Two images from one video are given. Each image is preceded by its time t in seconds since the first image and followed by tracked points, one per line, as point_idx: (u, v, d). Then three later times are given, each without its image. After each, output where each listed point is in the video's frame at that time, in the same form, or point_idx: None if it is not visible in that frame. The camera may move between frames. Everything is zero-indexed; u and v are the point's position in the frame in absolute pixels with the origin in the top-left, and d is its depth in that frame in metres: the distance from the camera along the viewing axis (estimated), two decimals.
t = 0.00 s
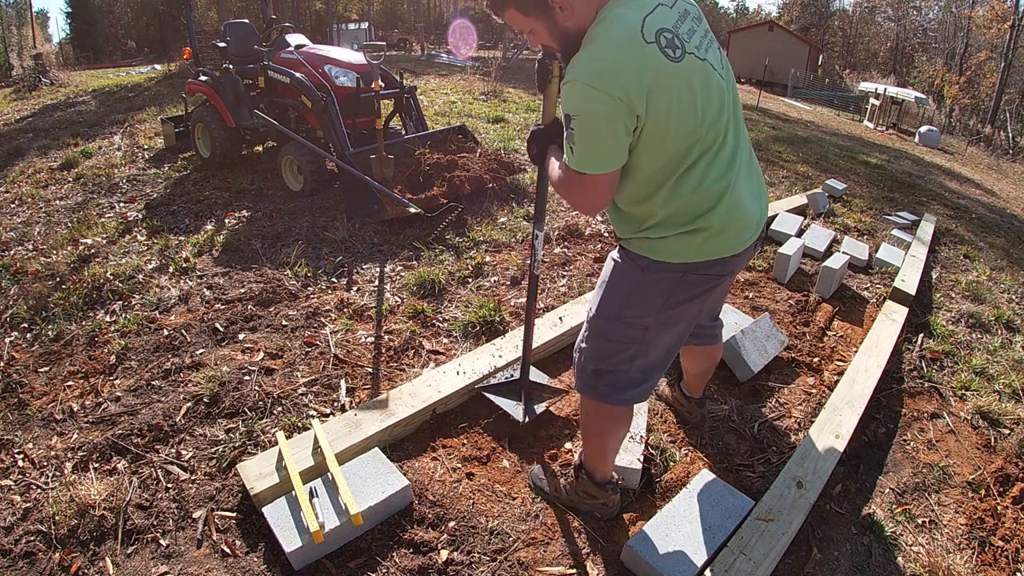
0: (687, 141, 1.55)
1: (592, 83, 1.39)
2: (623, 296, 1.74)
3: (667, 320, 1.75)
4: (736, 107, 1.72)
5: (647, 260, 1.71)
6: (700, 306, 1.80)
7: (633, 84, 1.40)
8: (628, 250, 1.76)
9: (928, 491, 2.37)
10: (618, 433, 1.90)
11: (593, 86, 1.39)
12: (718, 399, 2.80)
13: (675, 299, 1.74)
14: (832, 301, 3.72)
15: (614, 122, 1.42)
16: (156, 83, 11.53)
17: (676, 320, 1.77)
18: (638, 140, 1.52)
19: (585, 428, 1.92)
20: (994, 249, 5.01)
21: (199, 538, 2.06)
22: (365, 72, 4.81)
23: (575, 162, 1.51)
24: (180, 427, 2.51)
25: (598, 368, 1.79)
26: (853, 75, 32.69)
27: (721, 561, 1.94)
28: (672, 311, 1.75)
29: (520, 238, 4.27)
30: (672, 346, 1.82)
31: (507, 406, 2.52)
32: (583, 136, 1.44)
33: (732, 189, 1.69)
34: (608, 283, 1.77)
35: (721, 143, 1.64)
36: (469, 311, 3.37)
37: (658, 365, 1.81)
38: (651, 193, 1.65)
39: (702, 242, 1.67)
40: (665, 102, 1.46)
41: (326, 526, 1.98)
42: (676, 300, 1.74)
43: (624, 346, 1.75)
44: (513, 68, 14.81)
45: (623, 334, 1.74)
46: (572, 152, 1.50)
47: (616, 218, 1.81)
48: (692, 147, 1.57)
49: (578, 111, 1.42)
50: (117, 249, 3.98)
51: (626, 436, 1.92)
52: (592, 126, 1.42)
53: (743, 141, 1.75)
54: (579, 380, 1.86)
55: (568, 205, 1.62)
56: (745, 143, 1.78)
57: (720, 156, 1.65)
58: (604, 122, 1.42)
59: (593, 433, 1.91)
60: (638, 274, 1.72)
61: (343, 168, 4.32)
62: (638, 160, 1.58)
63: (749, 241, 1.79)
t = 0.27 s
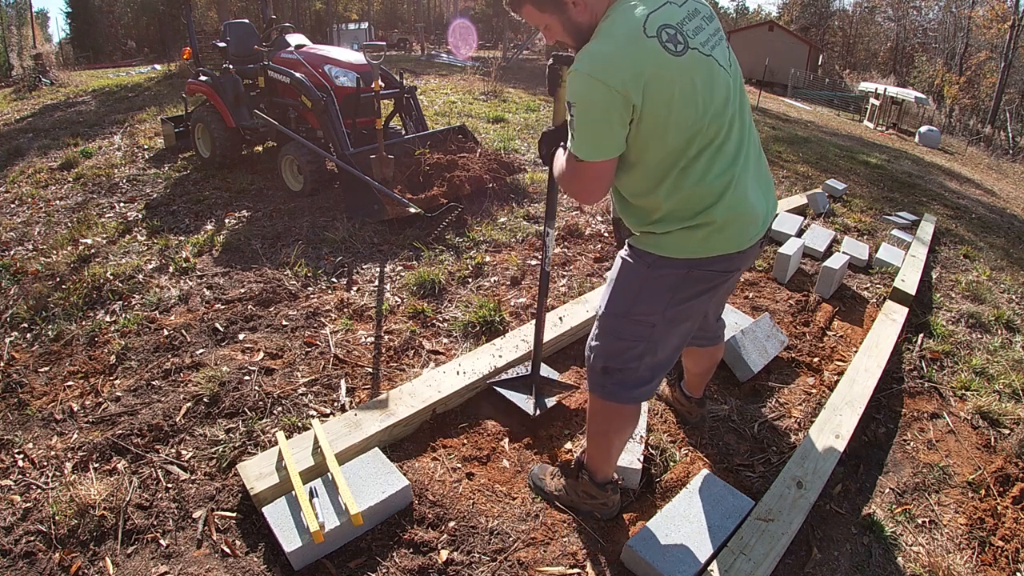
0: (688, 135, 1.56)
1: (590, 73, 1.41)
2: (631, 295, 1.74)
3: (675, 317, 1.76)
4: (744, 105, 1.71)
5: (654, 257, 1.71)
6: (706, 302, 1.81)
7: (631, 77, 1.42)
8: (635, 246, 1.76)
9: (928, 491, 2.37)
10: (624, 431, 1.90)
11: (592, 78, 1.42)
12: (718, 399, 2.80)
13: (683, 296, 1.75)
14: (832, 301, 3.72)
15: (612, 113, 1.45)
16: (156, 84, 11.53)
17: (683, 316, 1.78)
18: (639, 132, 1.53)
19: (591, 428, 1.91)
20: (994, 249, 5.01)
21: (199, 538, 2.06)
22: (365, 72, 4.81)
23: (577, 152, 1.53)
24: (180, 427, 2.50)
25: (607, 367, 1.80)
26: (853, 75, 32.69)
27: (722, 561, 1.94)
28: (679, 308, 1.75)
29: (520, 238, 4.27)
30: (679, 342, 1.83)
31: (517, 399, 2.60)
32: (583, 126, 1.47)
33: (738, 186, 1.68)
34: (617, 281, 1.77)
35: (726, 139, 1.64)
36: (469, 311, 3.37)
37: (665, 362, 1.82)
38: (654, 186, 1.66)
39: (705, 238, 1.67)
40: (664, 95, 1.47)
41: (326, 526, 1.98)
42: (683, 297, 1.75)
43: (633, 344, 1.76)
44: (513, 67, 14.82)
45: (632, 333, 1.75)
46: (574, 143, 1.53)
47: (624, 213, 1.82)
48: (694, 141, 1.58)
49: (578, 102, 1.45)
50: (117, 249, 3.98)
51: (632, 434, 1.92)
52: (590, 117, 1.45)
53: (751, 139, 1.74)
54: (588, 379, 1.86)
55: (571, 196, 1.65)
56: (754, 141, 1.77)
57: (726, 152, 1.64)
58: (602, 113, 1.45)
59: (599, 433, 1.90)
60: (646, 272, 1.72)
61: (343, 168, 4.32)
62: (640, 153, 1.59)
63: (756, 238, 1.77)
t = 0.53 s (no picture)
0: (693, 134, 1.56)
1: (594, 74, 1.42)
2: (643, 295, 1.73)
3: (684, 316, 1.77)
4: (749, 105, 1.71)
5: (664, 257, 1.71)
6: (714, 300, 1.81)
7: (635, 77, 1.43)
8: (643, 246, 1.76)
9: (928, 491, 2.37)
10: (631, 432, 1.90)
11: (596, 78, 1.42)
12: (718, 398, 2.81)
13: (692, 295, 1.75)
14: (832, 301, 3.72)
15: (616, 113, 1.46)
16: (156, 84, 11.53)
17: (692, 315, 1.78)
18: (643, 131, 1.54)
19: (598, 429, 1.90)
20: (994, 249, 5.01)
21: (199, 538, 2.06)
22: (365, 71, 4.81)
23: (582, 150, 1.54)
24: (180, 427, 2.50)
25: (618, 367, 1.79)
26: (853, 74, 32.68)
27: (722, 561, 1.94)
28: (689, 307, 1.76)
29: (520, 238, 4.27)
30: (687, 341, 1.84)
31: (531, 403, 2.70)
32: (588, 124, 1.48)
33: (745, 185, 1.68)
34: (627, 282, 1.76)
35: (732, 139, 1.63)
36: (469, 311, 3.37)
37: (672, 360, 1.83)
38: (660, 185, 1.66)
39: (711, 237, 1.67)
40: (668, 96, 1.48)
41: (326, 526, 1.98)
42: (692, 297, 1.75)
43: (644, 344, 1.76)
44: (513, 67, 14.81)
45: (643, 332, 1.75)
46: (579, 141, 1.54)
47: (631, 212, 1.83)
48: (700, 141, 1.58)
49: (583, 102, 1.46)
50: (117, 249, 3.98)
51: (638, 434, 1.91)
52: (595, 116, 1.46)
53: (757, 139, 1.73)
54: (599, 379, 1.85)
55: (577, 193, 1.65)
56: (760, 141, 1.76)
57: (732, 153, 1.64)
58: (606, 113, 1.45)
59: (606, 435, 1.90)
60: (656, 272, 1.72)
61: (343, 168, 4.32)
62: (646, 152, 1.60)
63: (762, 238, 1.77)
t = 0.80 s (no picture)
0: (699, 132, 1.56)
1: (601, 73, 1.43)
2: (652, 294, 1.73)
3: (695, 315, 1.76)
4: (753, 106, 1.71)
5: (673, 256, 1.71)
6: (723, 300, 1.81)
7: (640, 76, 1.44)
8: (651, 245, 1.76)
9: (928, 491, 2.37)
10: (639, 432, 1.89)
11: (603, 77, 1.43)
12: (718, 398, 2.81)
13: (703, 294, 1.74)
14: (833, 301, 3.72)
15: (623, 111, 1.46)
16: (156, 84, 11.53)
17: (702, 314, 1.78)
18: (650, 130, 1.54)
19: (603, 430, 1.90)
20: (994, 249, 5.01)
21: (199, 538, 2.06)
22: (365, 71, 4.81)
23: (590, 148, 1.54)
24: (180, 427, 2.50)
25: (628, 366, 1.79)
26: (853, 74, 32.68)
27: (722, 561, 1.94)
28: (699, 306, 1.75)
29: (520, 238, 4.27)
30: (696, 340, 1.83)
31: (542, 389, 2.74)
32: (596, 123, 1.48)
33: (750, 184, 1.68)
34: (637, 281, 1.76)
35: (737, 138, 1.63)
36: (469, 311, 3.37)
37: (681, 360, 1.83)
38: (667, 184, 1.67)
39: (718, 235, 1.66)
40: (673, 94, 1.48)
41: (325, 526, 1.98)
42: (702, 296, 1.74)
43: (655, 343, 1.75)
44: (513, 67, 14.80)
45: (653, 332, 1.74)
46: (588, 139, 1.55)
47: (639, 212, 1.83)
48: (705, 139, 1.58)
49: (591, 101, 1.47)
50: (117, 249, 3.98)
51: (645, 433, 1.91)
52: (602, 114, 1.47)
53: (761, 138, 1.74)
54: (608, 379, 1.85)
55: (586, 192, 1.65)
56: (764, 141, 1.76)
57: (737, 152, 1.64)
58: (613, 111, 1.46)
59: (611, 435, 1.89)
60: (666, 271, 1.72)
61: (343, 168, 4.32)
62: (653, 151, 1.60)
63: (767, 236, 1.77)
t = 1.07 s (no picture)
0: (705, 131, 1.56)
1: (610, 69, 1.44)
2: (655, 294, 1.73)
3: (696, 315, 1.76)
4: (759, 107, 1.72)
5: (676, 256, 1.71)
6: (724, 298, 1.81)
7: (648, 72, 1.44)
8: (655, 244, 1.76)
9: (928, 492, 2.37)
10: (641, 432, 1.89)
11: (612, 73, 1.44)
12: (718, 398, 2.81)
13: (704, 294, 1.74)
14: (833, 301, 3.72)
15: (631, 108, 1.46)
16: (156, 84, 11.52)
17: (704, 313, 1.78)
18: (657, 127, 1.54)
19: (604, 430, 1.89)
20: (994, 249, 5.01)
21: (198, 538, 2.06)
22: (365, 71, 4.81)
23: (597, 144, 1.54)
24: (180, 427, 2.51)
25: (631, 366, 1.79)
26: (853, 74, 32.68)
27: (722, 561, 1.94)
28: (701, 306, 1.75)
29: (520, 238, 4.27)
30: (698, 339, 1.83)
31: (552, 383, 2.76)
32: (603, 119, 1.49)
33: (755, 184, 1.68)
34: (639, 281, 1.76)
35: (743, 137, 1.64)
36: (469, 311, 3.37)
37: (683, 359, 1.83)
38: (673, 183, 1.67)
39: (722, 234, 1.66)
40: (680, 92, 1.49)
41: (326, 526, 1.98)
42: (704, 295, 1.74)
43: (657, 343, 1.75)
44: (513, 67, 14.81)
45: (656, 331, 1.74)
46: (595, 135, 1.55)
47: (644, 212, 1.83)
48: (711, 138, 1.58)
49: (600, 97, 1.47)
50: (117, 249, 3.98)
51: (648, 433, 1.90)
52: (610, 110, 1.47)
53: (765, 140, 1.74)
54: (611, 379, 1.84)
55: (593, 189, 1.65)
56: (768, 142, 1.77)
57: (742, 151, 1.64)
58: (621, 107, 1.46)
59: (615, 436, 1.88)
60: (668, 271, 1.72)
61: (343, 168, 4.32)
62: (659, 148, 1.60)
63: (770, 237, 1.77)
